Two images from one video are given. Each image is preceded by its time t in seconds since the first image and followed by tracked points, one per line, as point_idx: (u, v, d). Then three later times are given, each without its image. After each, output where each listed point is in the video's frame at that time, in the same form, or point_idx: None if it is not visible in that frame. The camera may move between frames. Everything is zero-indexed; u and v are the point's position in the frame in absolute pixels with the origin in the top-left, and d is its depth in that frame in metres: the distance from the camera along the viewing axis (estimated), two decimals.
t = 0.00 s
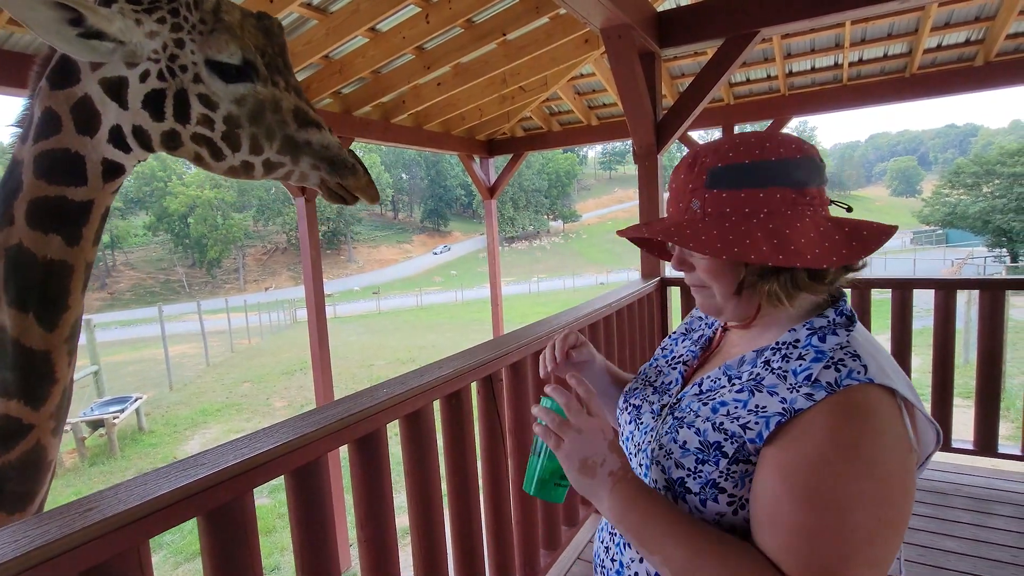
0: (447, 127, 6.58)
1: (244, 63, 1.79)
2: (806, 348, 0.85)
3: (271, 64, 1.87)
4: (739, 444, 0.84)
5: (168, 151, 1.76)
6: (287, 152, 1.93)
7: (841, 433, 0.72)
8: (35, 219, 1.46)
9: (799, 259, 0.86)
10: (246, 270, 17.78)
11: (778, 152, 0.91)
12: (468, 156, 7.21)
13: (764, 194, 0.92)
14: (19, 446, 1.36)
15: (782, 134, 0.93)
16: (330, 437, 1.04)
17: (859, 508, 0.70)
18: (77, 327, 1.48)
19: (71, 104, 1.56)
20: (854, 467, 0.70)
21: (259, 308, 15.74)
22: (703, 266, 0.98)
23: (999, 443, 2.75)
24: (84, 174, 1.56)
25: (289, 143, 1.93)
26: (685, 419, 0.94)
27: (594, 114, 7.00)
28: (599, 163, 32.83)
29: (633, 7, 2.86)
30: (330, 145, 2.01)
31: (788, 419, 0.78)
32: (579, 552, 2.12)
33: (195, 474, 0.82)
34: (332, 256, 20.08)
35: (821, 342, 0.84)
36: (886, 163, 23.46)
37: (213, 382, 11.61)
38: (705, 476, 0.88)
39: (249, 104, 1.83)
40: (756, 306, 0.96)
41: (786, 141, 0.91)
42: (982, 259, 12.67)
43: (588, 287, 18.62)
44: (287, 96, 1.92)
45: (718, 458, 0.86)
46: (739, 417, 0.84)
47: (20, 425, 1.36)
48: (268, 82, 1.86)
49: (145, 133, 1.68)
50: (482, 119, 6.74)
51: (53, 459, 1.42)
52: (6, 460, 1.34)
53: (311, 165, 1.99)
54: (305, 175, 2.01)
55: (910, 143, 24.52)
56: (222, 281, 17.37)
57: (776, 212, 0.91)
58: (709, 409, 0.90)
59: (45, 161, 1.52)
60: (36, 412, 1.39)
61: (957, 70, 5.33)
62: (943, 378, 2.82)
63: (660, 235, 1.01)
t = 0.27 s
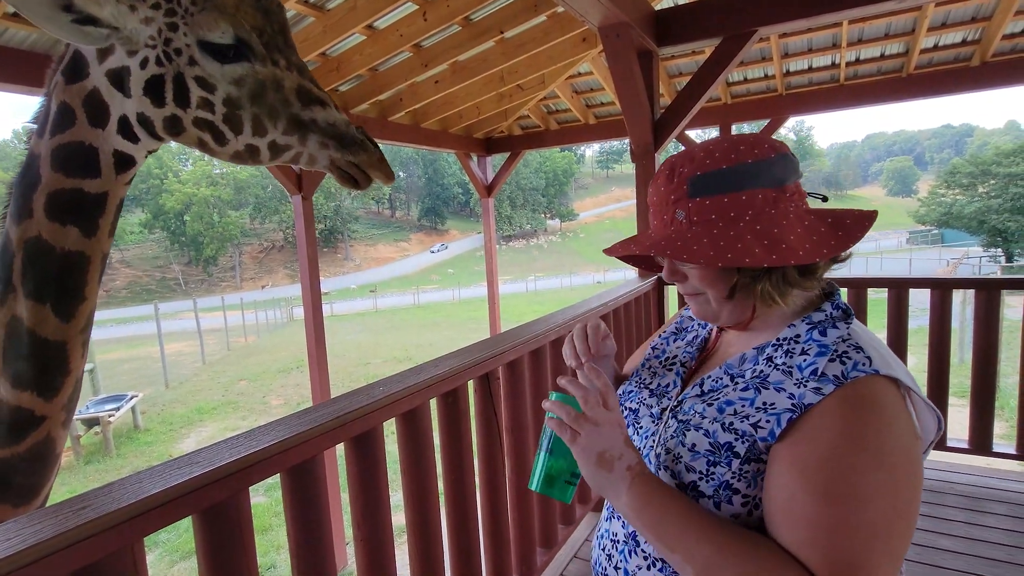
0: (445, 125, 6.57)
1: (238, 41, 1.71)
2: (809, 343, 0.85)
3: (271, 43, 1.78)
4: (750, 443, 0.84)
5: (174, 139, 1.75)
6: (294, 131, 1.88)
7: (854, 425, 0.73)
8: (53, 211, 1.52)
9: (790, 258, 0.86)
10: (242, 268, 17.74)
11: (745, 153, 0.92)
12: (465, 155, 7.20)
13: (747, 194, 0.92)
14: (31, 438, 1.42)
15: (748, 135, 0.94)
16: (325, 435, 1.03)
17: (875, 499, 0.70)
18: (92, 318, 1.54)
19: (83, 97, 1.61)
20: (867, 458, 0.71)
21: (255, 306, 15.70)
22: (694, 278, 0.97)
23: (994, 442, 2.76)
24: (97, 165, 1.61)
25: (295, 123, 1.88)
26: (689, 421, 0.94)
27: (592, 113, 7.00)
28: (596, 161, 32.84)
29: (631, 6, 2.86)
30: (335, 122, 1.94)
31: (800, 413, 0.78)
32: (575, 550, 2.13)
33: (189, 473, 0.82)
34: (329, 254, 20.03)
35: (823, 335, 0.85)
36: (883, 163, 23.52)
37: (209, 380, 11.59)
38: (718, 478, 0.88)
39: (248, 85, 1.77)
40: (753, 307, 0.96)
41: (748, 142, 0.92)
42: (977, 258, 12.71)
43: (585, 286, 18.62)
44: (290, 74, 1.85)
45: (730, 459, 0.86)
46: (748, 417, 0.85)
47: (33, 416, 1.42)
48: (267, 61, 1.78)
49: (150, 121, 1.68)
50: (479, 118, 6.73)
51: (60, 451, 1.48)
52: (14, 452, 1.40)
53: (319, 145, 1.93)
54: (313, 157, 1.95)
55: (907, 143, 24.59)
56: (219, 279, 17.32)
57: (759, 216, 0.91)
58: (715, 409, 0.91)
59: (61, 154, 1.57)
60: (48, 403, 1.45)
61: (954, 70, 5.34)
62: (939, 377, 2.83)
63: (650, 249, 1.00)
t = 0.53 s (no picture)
0: (442, 123, 6.56)
1: (220, 26, 1.58)
2: (802, 338, 0.86)
3: (265, 31, 1.64)
4: (744, 440, 0.84)
5: (167, 134, 1.68)
6: (283, 127, 1.68)
7: (853, 422, 0.73)
8: (77, 207, 1.60)
9: (752, 237, 0.87)
10: (239, 266, 17.69)
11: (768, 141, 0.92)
12: (462, 153, 7.19)
13: (745, 175, 0.93)
14: (41, 429, 1.50)
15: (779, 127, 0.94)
16: (321, 432, 1.03)
17: (876, 496, 0.70)
18: (107, 311, 1.62)
19: (102, 98, 1.70)
20: (868, 454, 0.71)
21: (252, 305, 15.66)
22: (674, 237, 1.00)
23: (989, 441, 2.77)
24: (116, 163, 1.69)
25: (286, 117, 1.68)
26: (685, 420, 0.93)
27: (589, 112, 7.00)
28: (594, 160, 32.85)
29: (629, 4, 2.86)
30: (329, 114, 1.69)
31: (795, 410, 0.79)
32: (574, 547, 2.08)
33: (185, 468, 0.81)
34: (326, 252, 20.00)
35: (816, 331, 0.86)
36: (879, 163, 23.59)
37: (205, 378, 11.57)
38: (715, 478, 0.87)
39: (236, 76, 1.65)
40: (716, 283, 0.98)
41: (779, 132, 0.92)
42: (973, 258, 12.76)
43: (582, 284, 18.64)
44: (285, 64, 1.67)
45: (727, 458, 0.86)
46: (743, 414, 0.85)
47: (44, 407, 1.51)
48: (258, 49, 1.63)
49: (147, 117, 1.66)
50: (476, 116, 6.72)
51: (66, 443, 1.57)
52: (23, 444, 1.48)
53: (308, 140, 1.68)
54: (303, 157, 1.70)
55: (903, 143, 24.66)
56: (215, 277, 17.29)
57: (749, 195, 0.91)
58: (709, 408, 0.90)
59: (87, 152, 1.65)
60: (59, 394, 1.53)
61: (950, 70, 5.35)
62: (934, 375, 2.84)
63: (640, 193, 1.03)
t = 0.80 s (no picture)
0: (442, 124, 6.57)
1: (207, 37, 1.50)
2: (806, 343, 0.86)
3: (256, 39, 1.51)
4: (749, 445, 0.83)
5: (179, 149, 1.68)
6: (272, 141, 1.53)
7: (856, 428, 0.74)
8: (112, 219, 1.67)
9: (748, 237, 0.88)
10: (238, 267, 17.69)
11: (787, 145, 0.93)
12: (462, 154, 7.20)
13: (755, 175, 0.93)
14: (53, 429, 1.58)
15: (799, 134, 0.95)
16: (321, 433, 1.03)
17: (879, 501, 0.71)
18: (127, 320, 1.69)
19: (132, 116, 1.75)
20: (872, 459, 0.72)
21: (251, 306, 15.66)
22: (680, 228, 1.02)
23: (987, 443, 2.77)
24: (146, 179, 1.73)
25: (273, 131, 1.53)
26: (688, 424, 0.91)
27: (589, 114, 7.01)
28: (594, 162, 32.88)
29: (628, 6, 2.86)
30: (307, 127, 1.47)
31: (801, 416, 0.78)
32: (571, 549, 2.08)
33: (186, 469, 0.82)
34: (325, 253, 19.99)
35: (820, 335, 0.86)
36: (879, 165, 23.61)
37: (204, 379, 11.57)
38: (720, 483, 0.86)
39: (226, 88, 1.54)
40: (713, 281, 0.99)
41: (800, 138, 0.93)
42: (972, 260, 12.77)
43: (582, 286, 18.65)
44: (276, 73, 1.52)
45: (732, 463, 0.85)
46: (748, 419, 0.84)
47: (56, 409, 1.58)
48: (246, 58, 1.51)
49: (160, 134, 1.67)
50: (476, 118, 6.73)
51: (76, 445, 1.65)
52: (34, 445, 1.56)
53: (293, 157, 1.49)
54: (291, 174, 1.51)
55: (903, 145, 24.69)
56: (214, 277, 17.29)
57: (755, 196, 0.92)
58: (713, 412, 0.89)
59: (120, 167, 1.72)
60: (73, 398, 1.60)
61: (950, 72, 5.36)
62: (933, 377, 2.84)
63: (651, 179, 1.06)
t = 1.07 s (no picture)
0: (445, 127, 6.58)
1: (219, 58, 1.51)
2: (817, 352, 0.85)
3: (269, 60, 1.52)
4: (757, 453, 0.83)
5: (198, 169, 1.71)
6: (280, 158, 1.54)
7: (868, 441, 0.74)
8: (142, 236, 1.71)
9: (761, 239, 0.88)
10: (241, 269, 17.70)
11: (801, 149, 0.92)
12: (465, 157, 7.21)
13: (769, 179, 0.93)
14: (70, 437, 1.59)
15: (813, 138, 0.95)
16: (327, 435, 1.04)
17: (889, 513, 0.71)
18: (148, 333, 1.72)
19: (162, 136, 1.78)
20: (883, 473, 0.72)
21: (253, 308, 15.68)
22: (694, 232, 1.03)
23: (989, 446, 2.77)
24: (172, 199, 1.77)
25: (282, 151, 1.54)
26: (696, 429, 0.92)
27: (591, 116, 7.02)
28: (595, 165, 32.92)
29: (631, 10, 2.87)
30: (313, 146, 1.49)
31: (810, 426, 0.78)
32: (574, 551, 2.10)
33: (194, 470, 0.82)
34: (327, 256, 20.02)
35: (830, 344, 0.85)
36: (881, 167, 23.60)
37: (207, 381, 11.60)
38: (726, 489, 0.87)
39: (239, 109, 1.56)
40: (728, 285, 0.99)
41: (814, 142, 0.92)
42: (974, 263, 12.76)
43: (583, 288, 18.66)
44: (287, 94, 1.52)
45: (739, 469, 0.85)
46: (757, 427, 0.84)
47: (74, 418, 1.58)
48: (258, 79, 1.52)
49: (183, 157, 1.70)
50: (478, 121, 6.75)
51: (89, 452, 1.65)
52: (50, 452, 1.56)
53: (299, 173, 1.51)
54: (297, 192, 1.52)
55: (905, 148, 24.69)
56: (217, 279, 17.33)
57: (769, 199, 0.92)
58: (722, 418, 0.89)
59: (151, 185, 1.75)
60: (92, 407, 1.61)
61: (952, 75, 5.36)
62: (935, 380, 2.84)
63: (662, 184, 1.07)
